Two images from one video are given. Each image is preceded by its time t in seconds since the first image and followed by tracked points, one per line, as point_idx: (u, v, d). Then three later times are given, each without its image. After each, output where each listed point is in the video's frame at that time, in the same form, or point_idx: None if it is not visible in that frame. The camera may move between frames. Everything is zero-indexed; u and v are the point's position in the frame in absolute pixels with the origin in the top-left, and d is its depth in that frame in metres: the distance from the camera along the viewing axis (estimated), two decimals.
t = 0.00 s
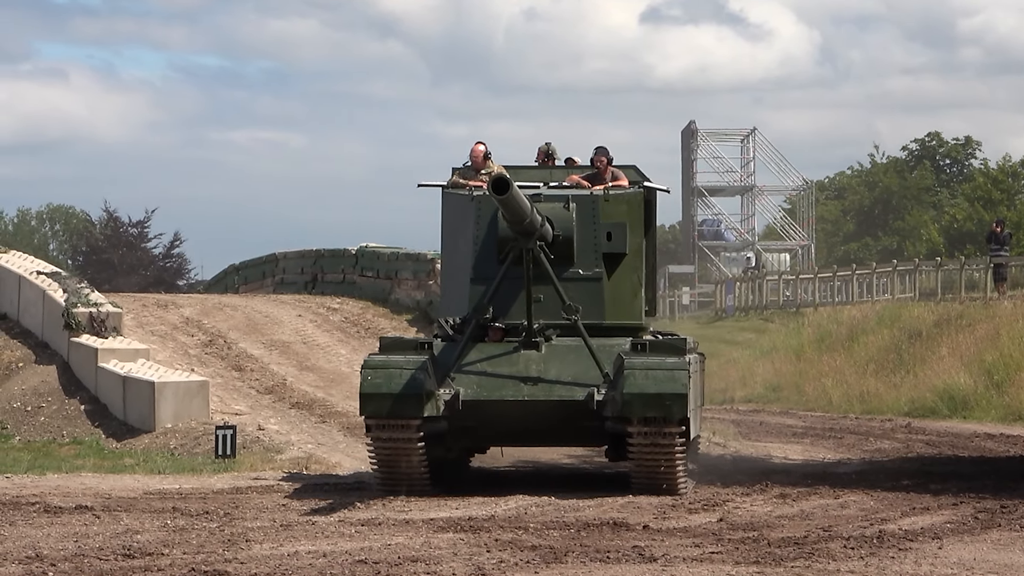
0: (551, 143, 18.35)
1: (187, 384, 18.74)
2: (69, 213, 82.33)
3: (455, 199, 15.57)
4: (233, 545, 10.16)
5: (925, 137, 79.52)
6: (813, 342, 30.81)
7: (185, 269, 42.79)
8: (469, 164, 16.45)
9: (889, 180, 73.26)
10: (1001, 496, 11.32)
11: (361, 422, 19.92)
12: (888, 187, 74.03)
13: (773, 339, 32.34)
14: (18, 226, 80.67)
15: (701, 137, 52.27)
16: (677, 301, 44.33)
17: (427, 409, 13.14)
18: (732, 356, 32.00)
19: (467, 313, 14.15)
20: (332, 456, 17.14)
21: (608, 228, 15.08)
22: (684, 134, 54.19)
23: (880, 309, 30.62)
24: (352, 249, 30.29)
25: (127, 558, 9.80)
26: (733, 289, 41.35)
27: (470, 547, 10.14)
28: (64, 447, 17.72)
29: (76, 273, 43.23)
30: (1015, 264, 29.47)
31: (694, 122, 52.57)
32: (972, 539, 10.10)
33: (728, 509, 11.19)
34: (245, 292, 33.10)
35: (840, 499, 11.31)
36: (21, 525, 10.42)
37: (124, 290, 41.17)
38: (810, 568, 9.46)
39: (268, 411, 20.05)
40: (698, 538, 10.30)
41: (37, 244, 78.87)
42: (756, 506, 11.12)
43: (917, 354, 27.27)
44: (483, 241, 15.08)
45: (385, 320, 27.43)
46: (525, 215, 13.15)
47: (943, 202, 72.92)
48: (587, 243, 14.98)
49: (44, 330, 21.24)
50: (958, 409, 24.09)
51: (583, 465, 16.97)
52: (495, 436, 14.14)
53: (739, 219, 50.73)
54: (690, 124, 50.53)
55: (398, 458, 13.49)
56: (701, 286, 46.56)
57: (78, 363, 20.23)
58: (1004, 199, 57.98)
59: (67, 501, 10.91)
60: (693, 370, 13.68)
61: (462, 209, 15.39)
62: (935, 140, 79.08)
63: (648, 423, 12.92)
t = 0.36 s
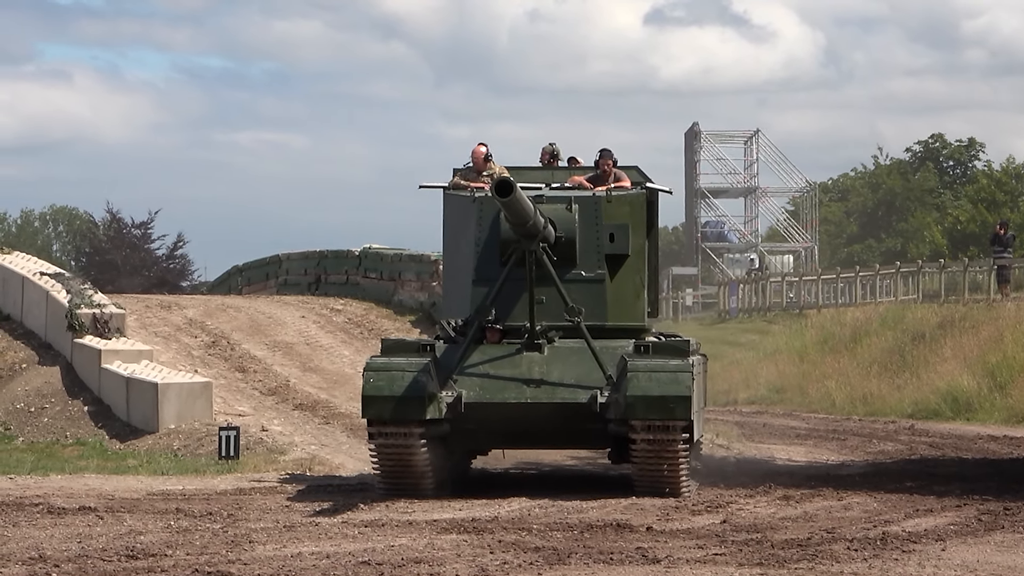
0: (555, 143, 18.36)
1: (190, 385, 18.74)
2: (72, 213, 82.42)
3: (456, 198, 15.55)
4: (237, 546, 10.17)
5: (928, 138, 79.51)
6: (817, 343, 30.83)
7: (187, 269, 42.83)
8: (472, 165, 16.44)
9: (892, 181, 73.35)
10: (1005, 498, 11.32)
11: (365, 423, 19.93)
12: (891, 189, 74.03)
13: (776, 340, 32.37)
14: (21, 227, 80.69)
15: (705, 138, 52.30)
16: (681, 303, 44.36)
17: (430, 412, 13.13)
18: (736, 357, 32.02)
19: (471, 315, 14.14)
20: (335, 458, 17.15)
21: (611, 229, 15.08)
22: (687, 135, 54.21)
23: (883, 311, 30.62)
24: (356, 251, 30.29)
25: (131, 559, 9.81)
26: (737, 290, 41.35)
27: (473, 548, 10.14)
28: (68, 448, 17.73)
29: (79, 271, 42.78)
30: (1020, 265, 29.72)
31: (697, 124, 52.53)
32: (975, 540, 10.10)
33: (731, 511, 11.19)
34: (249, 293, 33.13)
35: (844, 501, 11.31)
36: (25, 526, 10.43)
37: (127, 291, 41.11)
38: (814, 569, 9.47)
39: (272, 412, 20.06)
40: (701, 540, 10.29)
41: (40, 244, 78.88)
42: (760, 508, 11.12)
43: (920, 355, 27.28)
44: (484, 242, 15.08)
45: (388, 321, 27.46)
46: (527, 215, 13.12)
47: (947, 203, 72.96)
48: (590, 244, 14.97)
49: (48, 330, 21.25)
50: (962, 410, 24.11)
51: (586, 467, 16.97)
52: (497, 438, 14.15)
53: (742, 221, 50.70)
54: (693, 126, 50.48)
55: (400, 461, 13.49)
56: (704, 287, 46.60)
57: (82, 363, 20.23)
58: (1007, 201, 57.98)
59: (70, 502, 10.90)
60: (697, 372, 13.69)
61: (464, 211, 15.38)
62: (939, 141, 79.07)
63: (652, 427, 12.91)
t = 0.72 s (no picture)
0: (558, 145, 18.36)
1: (194, 388, 18.73)
2: (75, 216, 82.36)
3: (458, 201, 15.52)
4: (240, 549, 10.16)
5: (932, 141, 79.49)
6: (820, 346, 30.83)
7: (190, 271, 42.68)
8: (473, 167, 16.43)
9: (896, 184, 73.37)
10: (1009, 501, 11.31)
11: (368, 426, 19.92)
12: (895, 191, 74.03)
13: (780, 343, 32.37)
14: (25, 229, 80.71)
15: (708, 141, 52.28)
16: (684, 306, 44.36)
17: (432, 416, 13.13)
18: (739, 360, 32.01)
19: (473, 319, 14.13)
20: (339, 461, 17.15)
21: (613, 232, 15.06)
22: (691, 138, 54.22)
23: (887, 314, 30.62)
24: (359, 253, 30.29)
25: (134, 562, 9.80)
26: (740, 293, 41.31)
27: (477, 551, 10.14)
28: (71, 451, 17.73)
29: (82, 274, 42.72)
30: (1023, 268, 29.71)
31: (701, 127, 52.51)
32: (979, 543, 10.09)
33: (735, 514, 11.18)
34: (252, 296, 33.12)
35: (847, 503, 11.31)
36: (28, 529, 10.42)
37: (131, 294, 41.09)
38: (817, 572, 9.46)
39: (275, 415, 20.06)
40: (705, 543, 10.30)
41: (44, 246, 78.94)
42: (763, 511, 11.12)
43: (924, 358, 27.29)
44: (486, 246, 15.06)
45: (392, 324, 27.45)
46: (528, 218, 13.06)
47: (950, 206, 72.96)
48: (592, 247, 14.97)
49: (51, 334, 21.25)
50: (965, 413, 24.12)
51: (590, 471, 16.97)
52: (497, 442, 14.15)
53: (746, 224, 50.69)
54: (696, 129, 50.46)
55: (402, 465, 13.49)
56: (708, 291, 46.58)
57: (85, 367, 20.23)
58: (1011, 203, 57.98)
59: (74, 505, 10.91)
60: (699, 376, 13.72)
61: (466, 214, 15.36)
62: (942, 143, 79.06)
63: (655, 431, 12.94)
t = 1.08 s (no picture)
0: (561, 148, 18.34)
1: (196, 392, 18.72)
2: (78, 220, 82.28)
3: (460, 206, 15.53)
4: (242, 552, 10.16)
5: (935, 146, 79.47)
6: (822, 350, 30.82)
7: (193, 274, 42.54)
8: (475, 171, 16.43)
9: (899, 189, 73.34)
10: (1011, 506, 11.30)
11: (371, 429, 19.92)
12: (898, 196, 74.02)
13: (783, 347, 32.36)
14: (29, 233, 80.72)
15: (711, 145, 52.26)
16: (686, 310, 44.35)
17: (433, 422, 13.13)
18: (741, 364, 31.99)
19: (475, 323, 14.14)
20: (341, 464, 17.14)
21: (615, 237, 15.08)
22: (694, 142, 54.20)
23: (889, 318, 30.62)
24: (362, 257, 30.28)
25: (136, 566, 9.80)
26: (742, 297, 41.28)
27: (479, 555, 10.14)
28: (74, 454, 17.73)
29: (86, 278, 42.61)
30: None
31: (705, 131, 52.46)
32: (981, 548, 10.09)
33: (737, 518, 11.18)
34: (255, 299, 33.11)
35: (849, 507, 11.31)
36: (30, 532, 10.42)
37: (134, 297, 41.04)
38: None
39: (278, 419, 20.06)
40: (707, 547, 10.30)
41: (46, 250, 79.08)
42: (765, 515, 11.13)
43: (927, 362, 27.29)
44: (488, 250, 15.06)
45: (394, 328, 27.44)
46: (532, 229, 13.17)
47: (953, 211, 72.95)
48: (594, 252, 14.98)
49: (54, 337, 21.24)
50: (968, 418, 24.12)
51: (592, 476, 16.96)
52: (498, 447, 14.14)
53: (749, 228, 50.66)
54: (699, 133, 50.42)
55: (403, 470, 13.49)
56: (710, 295, 46.54)
57: (87, 370, 20.22)
58: (1014, 207, 57.99)
59: (76, 508, 10.90)
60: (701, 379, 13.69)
61: (468, 218, 15.36)
62: (945, 148, 79.03)
63: (657, 436, 12.92)
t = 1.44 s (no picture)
0: (565, 151, 18.32)
1: (198, 393, 18.72)
2: (81, 221, 82.22)
3: (463, 208, 15.54)
4: (244, 554, 10.17)
5: (937, 149, 79.46)
6: (825, 352, 30.80)
7: (195, 276, 42.50)
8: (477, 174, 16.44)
9: (901, 192, 73.31)
10: (1013, 509, 11.30)
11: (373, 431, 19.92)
12: (900, 199, 74.09)
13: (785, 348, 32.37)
14: (31, 235, 80.74)
15: (713, 148, 52.26)
16: (689, 312, 44.35)
17: (431, 423, 13.15)
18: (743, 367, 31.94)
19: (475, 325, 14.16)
20: (343, 466, 17.14)
21: (616, 239, 15.08)
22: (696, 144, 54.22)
23: (892, 321, 30.64)
24: (364, 259, 30.27)
25: (138, 567, 9.81)
26: (744, 300, 41.28)
27: (481, 556, 10.15)
28: (76, 455, 17.73)
29: (88, 280, 42.58)
30: None
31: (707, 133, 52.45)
32: (983, 551, 10.09)
33: (739, 520, 11.18)
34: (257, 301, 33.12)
35: (851, 510, 11.31)
36: (32, 533, 10.42)
37: (136, 299, 41.04)
38: None
39: (280, 420, 20.07)
40: (708, 549, 10.29)
41: (48, 252, 79.17)
42: (767, 518, 11.13)
43: (929, 365, 27.30)
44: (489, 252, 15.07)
45: (396, 329, 27.45)
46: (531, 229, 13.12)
47: (955, 213, 72.93)
48: (595, 254, 14.99)
49: (56, 338, 21.25)
50: (970, 421, 24.13)
51: (594, 479, 16.96)
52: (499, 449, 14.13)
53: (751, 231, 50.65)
54: (702, 135, 50.39)
55: (402, 470, 13.53)
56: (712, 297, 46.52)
57: (90, 372, 20.23)
58: (1016, 210, 58.03)
59: (78, 509, 10.90)
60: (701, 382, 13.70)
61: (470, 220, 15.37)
62: (948, 151, 79.01)
63: (655, 439, 12.93)
